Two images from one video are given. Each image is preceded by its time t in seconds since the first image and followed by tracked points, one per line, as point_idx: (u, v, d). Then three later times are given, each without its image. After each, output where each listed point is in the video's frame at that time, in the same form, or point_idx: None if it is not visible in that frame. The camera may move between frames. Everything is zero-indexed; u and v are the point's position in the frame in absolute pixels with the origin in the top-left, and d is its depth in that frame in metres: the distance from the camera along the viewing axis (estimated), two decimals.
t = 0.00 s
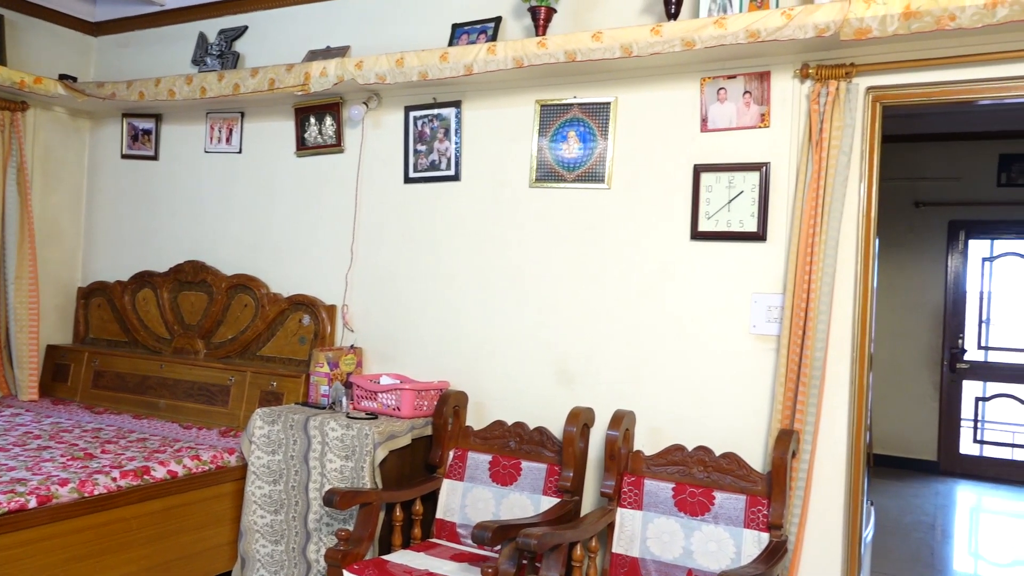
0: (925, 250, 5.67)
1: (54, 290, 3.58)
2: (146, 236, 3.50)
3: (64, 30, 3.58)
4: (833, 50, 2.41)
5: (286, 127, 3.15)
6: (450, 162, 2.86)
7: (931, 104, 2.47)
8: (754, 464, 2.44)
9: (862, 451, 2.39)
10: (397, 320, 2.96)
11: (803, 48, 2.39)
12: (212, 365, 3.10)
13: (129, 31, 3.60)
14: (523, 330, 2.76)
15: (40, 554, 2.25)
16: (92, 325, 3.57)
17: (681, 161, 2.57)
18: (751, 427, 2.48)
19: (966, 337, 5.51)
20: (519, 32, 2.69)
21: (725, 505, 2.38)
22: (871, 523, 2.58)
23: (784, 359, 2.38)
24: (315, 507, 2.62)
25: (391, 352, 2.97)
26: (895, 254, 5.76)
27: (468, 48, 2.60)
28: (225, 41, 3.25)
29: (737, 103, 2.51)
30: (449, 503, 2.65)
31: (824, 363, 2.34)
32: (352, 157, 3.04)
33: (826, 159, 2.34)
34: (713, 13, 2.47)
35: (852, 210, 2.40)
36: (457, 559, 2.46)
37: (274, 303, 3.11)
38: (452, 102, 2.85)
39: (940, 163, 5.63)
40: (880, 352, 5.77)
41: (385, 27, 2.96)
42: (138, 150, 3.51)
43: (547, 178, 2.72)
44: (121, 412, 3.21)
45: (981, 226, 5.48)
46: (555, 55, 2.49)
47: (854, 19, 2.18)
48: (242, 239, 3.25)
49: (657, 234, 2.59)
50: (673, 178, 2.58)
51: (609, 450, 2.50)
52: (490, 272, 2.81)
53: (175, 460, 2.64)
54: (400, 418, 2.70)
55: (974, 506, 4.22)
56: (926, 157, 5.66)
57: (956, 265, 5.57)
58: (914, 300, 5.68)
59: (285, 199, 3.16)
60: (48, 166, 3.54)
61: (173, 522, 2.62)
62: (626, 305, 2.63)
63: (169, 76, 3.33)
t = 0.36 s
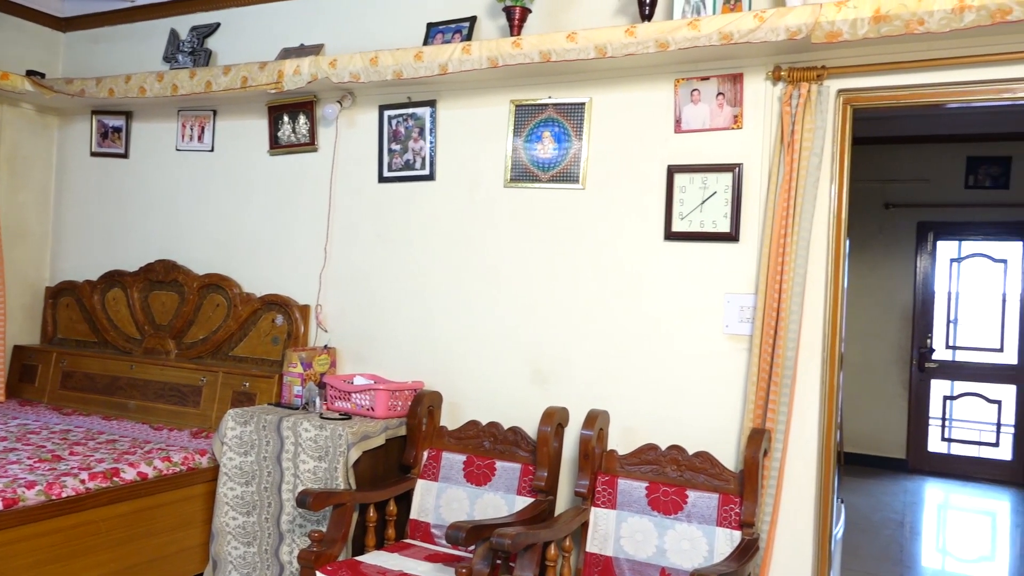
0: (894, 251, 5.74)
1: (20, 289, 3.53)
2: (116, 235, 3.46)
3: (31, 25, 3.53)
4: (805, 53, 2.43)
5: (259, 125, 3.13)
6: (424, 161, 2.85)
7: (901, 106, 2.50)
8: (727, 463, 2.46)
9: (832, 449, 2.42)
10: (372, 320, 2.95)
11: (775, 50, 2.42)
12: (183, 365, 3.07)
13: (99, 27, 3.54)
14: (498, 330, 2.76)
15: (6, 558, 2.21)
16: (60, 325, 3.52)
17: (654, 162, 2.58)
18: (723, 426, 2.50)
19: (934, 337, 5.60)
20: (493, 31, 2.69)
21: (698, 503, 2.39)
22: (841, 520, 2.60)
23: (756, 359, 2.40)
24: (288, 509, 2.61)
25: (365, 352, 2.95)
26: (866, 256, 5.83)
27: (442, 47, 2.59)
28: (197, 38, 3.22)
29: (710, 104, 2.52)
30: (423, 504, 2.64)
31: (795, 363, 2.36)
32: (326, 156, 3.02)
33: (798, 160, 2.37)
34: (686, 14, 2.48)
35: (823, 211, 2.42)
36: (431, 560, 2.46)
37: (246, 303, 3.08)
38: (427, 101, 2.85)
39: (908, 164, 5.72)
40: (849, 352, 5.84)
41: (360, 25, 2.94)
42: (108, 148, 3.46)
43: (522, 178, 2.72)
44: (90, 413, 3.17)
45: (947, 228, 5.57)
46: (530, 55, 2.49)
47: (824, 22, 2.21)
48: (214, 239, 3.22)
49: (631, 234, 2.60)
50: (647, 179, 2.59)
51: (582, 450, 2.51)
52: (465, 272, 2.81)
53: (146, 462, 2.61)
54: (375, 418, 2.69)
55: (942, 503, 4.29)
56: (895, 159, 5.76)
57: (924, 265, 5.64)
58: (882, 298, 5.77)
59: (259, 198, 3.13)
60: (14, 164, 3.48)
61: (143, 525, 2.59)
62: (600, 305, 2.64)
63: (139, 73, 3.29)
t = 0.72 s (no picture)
0: (861, 251, 5.77)
1: None
2: (80, 232, 3.40)
3: None
4: (773, 55, 2.46)
5: (227, 122, 3.10)
6: (395, 160, 2.84)
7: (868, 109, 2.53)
8: (696, 461, 2.47)
9: (800, 447, 2.44)
10: (343, 319, 2.93)
11: (744, 52, 2.44)
12: (148, 365, 3.04)
13: (63, 22, 3.48)
14: (469, 329, 2.76)
15: None
16: (21, 325, 3.45)
17: (624, 162, 2.59)
18: (692, 425, 2.52)
19: (898, 336, 5.68)
20: (465, 31, 2.69)
21: (668, 501, 2.40)
22: (809, 517, 2.58)
23: (725, 358, 2.42)
24: (256, 510, 2.59)
25: (335, 351, 2.94)
26: (830, 254, 5.84)
27: (414, 45, 2.58)
28: (164, 33, 3.14)
29: (680, 105, 2.54)
30: (393, 504, 2.63)
31: (764, 362, 2.38)
32: (295, 154, 3.00)
33: (767, 161, 2.39)
34: (657, 15, 2.50)
35: (791, 212, 2.45)
36: (401, 560, 2.45)
37: (214, 302, 3.04)
38: (398, 99, 2.83)
39: (873, 166, 5.71)
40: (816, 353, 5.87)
41: (330, 22, 2.92)
42: (72, 144, 3.40)
43: (493, 177, 2.72)
44: (53, 414, 3.14)
45: (911, 228, 5.62)
46: (501, 54, 2.48)
47: (792, 25, 2.23)
48: (182, 237, 3.18)
49: (601, 234, 2.61)
50: (617, 178, 2.60)
51: (553, 449, 2.52)
52: (436, 272, 2.80)
53: (110, 463, 2.56)
54: (344, 418, 2.67)
55: (906, 499, 4.36)
56: (858, 160, 5.74)
57: (890, 266, 5.69)
58: (848, 298, 5.79)
59: (228, 196, 3.10)
60: None
61: (108, 527, 2.55)
62: (571, 304, 2.64)
63: (104, 69, 3.24)
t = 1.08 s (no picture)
0: (831, 248, 5.81)
1: None
2: (47, 228, 3.35)
3: None
4: (746, 53, 2.47)
5: (199, 117, 3.06)
6: (369, 156, 2.83)
7: (838, 107, 2.56)
8: (669, 457, 2.49)
9: (771, 442, 2.47)
10: (317, 316, 2.91)
11: (717, 50, 2.45)
12: (118, 362, 3.01)
13: (30, 13, 3.42)
14: (443, 326, 2.75)
15: None
16: None
17: (597, 159, 2.60)
18: (665, 421, 2.53)
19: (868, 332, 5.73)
20: (439, 27, 2.69)
21: (641, 497, 2.42)
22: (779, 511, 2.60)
23: (698, 354, 2.44)
24: (228, 508, 2.57)
25: (308, 348, 2.92)
26: (802, 252, 5.87)
27: (388, 40, 2.57)
28: (134, 26, 3.13)
29: (654, 102, 2.55)
30: (367, 501, 2.63)
31: (736, 358, 2.41)
32: (268, 149, 2.97)
33: (739, 159, 2.41)
34: (631, 13, 2.50)
35: (763, 209, 2.47)
36: (374, 557, 2.45)
37: (185, 298, 3.02)
38: (372, 95, 2.82)
39: (843, 165, 5.74)
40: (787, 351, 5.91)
41: (303, 17, 2.90)
42: (39, 138, 3.34)
43: (467, 174, 2.72)
44: (20, 413, 3.09)
45: (882, 226, 5.66)
46: (476, 50, 2.48)
47: (764, 24, 2.25)
48: (152, 233, 3.14)
49: (575, 231, 2.61)
50: (591, 175, 2.60)
51: (527, 445, 2.52)
52: (410, 268, 2.79)
53: (79, 462, 2.53)
54: (317, 415, 2.66)
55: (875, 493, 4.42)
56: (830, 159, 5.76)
57: (860, 262, 5.74)
58: (819, 296, 5.84)
59: (200, 191, 3.06)
60: None
61: (77, 527, 2.52)
62: (545, 301, 2.65)
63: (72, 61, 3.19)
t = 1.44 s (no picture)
0: (806, 243, 5.85)
1: None
2: (17, 221, 3.30)
3: None
4: (722, 48, 2.48)
5: (172, 109, 3.02)
6: (345, 148, 2.81)
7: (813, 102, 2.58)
8: (645, 449, 2.50)
9: (747, 434, 2.49)
10: (293, 310, 2.89)
11: (694, 45, 2.46)
12: (91, 357, 2.97)
13: None
14: (420, 320, 2.75)
15: None
16: None
17: (575, 153, 2.60)
18: (642, 414, 2.55)
19: (843, 326, 5.77)
20: (416, 19, 2.67)
21: (618, 489, 2.43)
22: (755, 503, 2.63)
23: (674, 347, 2.45)
24: (203, 504, 2.55)
25: (284, 343, 2.90)
26: (777, 247, 5.92)
27: (364, 32, 2.55)
28: (105, 15, 3.06)
29: (631, 97, 2.55)
30: (344, 495, 2.62)
31: (712, 351, 2.42)
32: (243, 141, 2.94)
33: (715, 153, 2.41)
34: (608, 6, 2.50)
35: (739, 203, 2.48)
36: (351, 551, 2.45)
37: (159, 292, 2.98)
38: (348, 87, 2.80)
39: (819, 161, 5.78)
40: (762, 345, 5.96)
41: (279, 8, 2.87)
42: (8, 129, 3.29)
43: (444, 167, 2.71)
44: None
45: (857, 220, 5.72)
46: (453, 43, 2.47)
47: (740, 18, 2.25)
48: (125, 226, 3.10)
49: (552, 224, 2.62)
50: (568, 169, 2.61)
51: (504, 439, 2.53)
52: (388, 262, 2.78)
53: (50, 458, 2.50)
54: (294, 410, 2.64)
55: (849, 485, 4.47)
56: (805, 154, 5.80)
57: (835, 257, 5.77)
58: (795, 290, 5.88)
59: (174, 184, 3.03)
60: None
61: (49, 523, 2.49)
62: (522, 295, 2.65)
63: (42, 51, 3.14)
